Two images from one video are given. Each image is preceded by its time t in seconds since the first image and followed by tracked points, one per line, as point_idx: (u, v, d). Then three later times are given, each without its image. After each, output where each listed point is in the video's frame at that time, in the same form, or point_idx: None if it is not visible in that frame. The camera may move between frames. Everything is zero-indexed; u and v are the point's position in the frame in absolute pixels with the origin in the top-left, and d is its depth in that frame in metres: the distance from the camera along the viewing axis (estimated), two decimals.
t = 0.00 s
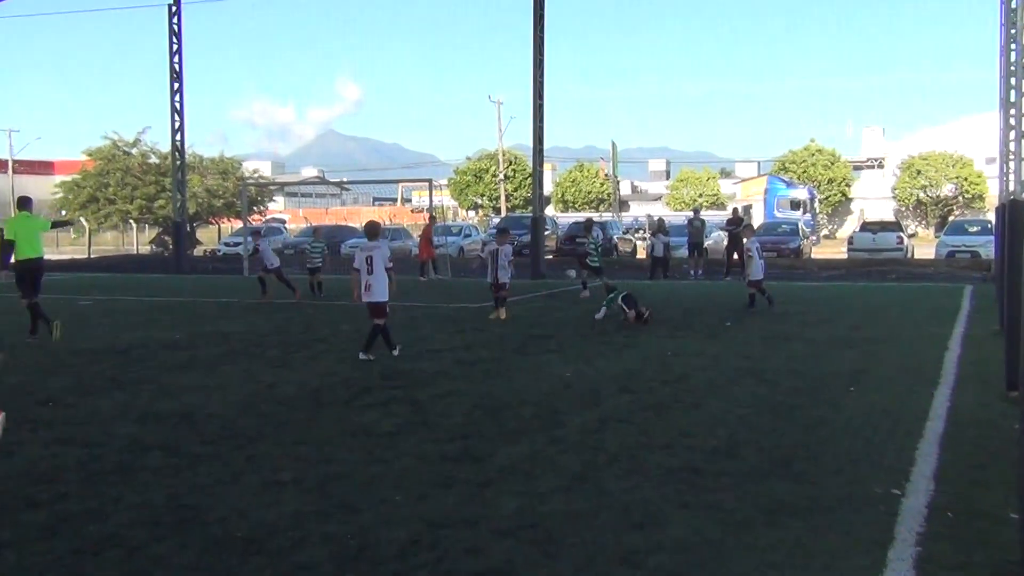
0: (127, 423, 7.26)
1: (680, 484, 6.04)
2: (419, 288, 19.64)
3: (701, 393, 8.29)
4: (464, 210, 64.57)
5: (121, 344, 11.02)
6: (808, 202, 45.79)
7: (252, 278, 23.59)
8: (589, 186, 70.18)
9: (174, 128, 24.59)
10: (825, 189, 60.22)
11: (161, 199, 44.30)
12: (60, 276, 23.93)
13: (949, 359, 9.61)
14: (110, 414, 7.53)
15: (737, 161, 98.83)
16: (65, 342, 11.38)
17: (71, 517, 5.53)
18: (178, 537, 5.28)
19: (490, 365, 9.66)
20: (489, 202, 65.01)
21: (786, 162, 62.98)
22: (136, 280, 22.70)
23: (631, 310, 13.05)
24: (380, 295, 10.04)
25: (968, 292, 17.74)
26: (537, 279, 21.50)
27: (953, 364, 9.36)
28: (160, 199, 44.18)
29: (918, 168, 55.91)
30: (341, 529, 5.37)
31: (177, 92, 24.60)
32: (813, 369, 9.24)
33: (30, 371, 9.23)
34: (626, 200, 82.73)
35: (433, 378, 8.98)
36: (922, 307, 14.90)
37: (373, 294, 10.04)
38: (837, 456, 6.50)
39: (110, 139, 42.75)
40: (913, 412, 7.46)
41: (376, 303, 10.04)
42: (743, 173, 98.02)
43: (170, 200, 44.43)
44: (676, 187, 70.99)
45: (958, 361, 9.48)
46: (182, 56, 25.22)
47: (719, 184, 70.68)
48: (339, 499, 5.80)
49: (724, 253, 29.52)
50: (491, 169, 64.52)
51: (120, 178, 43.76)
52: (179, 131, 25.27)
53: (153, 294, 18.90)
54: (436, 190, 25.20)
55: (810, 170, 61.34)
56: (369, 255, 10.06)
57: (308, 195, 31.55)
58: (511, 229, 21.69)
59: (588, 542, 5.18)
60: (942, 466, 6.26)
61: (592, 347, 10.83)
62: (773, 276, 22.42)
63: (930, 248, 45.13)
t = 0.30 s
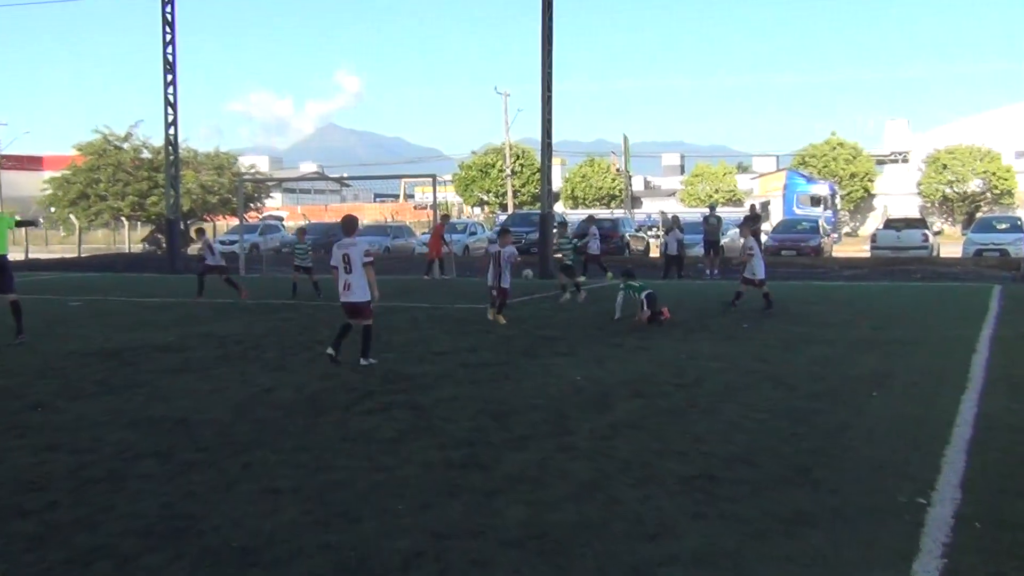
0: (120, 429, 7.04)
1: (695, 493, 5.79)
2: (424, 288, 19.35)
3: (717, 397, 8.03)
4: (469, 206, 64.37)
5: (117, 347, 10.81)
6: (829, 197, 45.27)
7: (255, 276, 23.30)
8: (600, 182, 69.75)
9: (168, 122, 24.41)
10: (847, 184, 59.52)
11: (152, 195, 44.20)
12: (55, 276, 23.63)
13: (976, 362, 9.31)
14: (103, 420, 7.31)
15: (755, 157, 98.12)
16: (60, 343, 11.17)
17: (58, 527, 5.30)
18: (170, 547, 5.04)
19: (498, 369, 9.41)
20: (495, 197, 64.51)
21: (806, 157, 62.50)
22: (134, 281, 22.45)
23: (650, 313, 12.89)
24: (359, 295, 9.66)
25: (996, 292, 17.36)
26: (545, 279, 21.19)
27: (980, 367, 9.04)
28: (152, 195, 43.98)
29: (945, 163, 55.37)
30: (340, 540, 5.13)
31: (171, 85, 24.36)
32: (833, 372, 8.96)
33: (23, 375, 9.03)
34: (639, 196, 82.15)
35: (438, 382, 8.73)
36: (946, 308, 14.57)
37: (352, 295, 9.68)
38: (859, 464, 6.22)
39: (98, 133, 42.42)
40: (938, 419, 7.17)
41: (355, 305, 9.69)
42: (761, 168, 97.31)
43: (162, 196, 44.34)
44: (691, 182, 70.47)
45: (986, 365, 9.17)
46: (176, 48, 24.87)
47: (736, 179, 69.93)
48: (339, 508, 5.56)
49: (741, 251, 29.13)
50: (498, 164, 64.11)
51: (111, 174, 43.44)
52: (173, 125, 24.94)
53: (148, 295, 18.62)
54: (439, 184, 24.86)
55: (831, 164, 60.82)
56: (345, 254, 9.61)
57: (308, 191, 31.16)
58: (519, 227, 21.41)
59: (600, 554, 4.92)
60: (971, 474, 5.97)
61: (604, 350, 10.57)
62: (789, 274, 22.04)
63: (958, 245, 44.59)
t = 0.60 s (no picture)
0: (118, 432, 6.92)
1: (705, 498, 5.64)
2: (429, 287, 19.20)
3: (727, 400, 7.89)
4: (476, 203, 64.10)
5: (117, 348, 10.72)
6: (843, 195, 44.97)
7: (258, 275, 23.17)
8: (608, 179, 69.52)
9: (164, 118, 24.34)
10: (862, 181, 59.20)
11: (151, 192, 44.10)
12: (56, 276, 23.54)
13: (993, 364, 9.14)
14: (102, 422, 7.19)
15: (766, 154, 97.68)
16: (59, 345, 11.07)
17: (53, 531, 5.18)
18: (167, 553, 4.92)
19: (504, 370, 9.27)
20: (501, 195, 64.34)
21: (820, 154, 62.20)
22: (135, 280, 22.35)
23: (647, 308, 13.19)
24: (327, 301, 9.50)
25: (1014, 291, 17.13)
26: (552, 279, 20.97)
27: (997, 370, 8.89)
28: (150, 193, 43.90)
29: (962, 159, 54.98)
30: (341, 546, 5.00)
31: (168, 80, 24.27)
32: (845, 375, 8.81)
33: (21, 377, 8.93)
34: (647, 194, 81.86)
35: (441, 384, 8.61)
36: (961, 307, 14.39)
37: (320, 301, 9.50)
38: (874, 468, 6.08)
39: (93, 130, 42.37)
40: (953, 421, 7.02)
41: (323, 311, 9.52)
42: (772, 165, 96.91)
43: (158, 194, 44.30)
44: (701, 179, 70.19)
45: (1002, 367, 9.02)
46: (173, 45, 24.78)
47: (747, 177, 69.60)
48: (341, 513, 5.44)
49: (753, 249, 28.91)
50: (504, 161, 63.94)
51: (106, 171, 43.32)
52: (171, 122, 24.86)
53: (149, 295, 18.52)
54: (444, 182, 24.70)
55: (845, 161, 60.49)
56: (311, 258, 9.45)
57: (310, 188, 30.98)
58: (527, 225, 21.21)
59: (607, 561, 4.79)
60: (989, 479, 5.82)
61: (611, 351, 10.43)
62: (802, 275, 21.77)
63: (976, 243, 44.30)
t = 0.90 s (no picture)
0: (126, 432, 6.94)
1: (713, 499, 5.64)
2: (436, 288, 19.22)
3: (735, 400, 7.89)
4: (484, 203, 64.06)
5: (124, 348, 10.74)
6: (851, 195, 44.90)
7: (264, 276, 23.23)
8: (615, 179, 69.49)
9: (173, 119, 24.39)
10: (870, 181, 59.08)
11: (159, 193, 44.08)
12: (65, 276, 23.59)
13: (1002, 364, 9.12)
14: (110, 423, 7.21)
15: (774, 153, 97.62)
16: (67, 345, 11.09)
17: (62, 531, 5.19)
18: (175, 553, 4.93)
19: (511, 371, 9.28)
20: (508, 195, 64.37)
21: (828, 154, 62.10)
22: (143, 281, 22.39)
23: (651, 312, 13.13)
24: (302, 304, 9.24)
25: None
26: (559, 279, 21.02)
27: (1006, 370, 8.86)
28: (158, 193, 43.93)
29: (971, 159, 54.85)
30: (349, 546, 5.00)
31: (177, 81, 24.31)
32: (854, 375, 8.80)
33: (30, 377, 8.96)
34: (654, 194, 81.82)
35: (449, 385, 8.61)
36: (969, 308, 14.36)
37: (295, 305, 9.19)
38: (882, 468, 6.06)
39: (101, 130, 42.43)
40: (961, 422, 7.01)
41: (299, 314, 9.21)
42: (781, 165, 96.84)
43: (166, 194, 44.35)
44: (709, 180, 70.16)
45: (1011, 367, 8.99)
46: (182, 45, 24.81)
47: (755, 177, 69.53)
48: (349, 513, 5.44)
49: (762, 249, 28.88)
50: (511, 161, 63.96)
51: (115, 171, 43.29)
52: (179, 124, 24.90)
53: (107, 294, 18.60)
54: (451, 182, 24.71)
55: (853, 161, 60.39)
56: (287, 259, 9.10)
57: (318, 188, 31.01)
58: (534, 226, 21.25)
59: (615, 561, 4.78)
60: (997, 480, 5.81)
61: (619, 351, 10.43)
62: (810, 275, 21.73)
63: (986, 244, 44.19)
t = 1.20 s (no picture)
0: (136, 431, 6.95)
1: (723, 499, 5.63)
2: (447, 288, 19.22)
3: (746, 401, 7.86)
4: (493, 203, 64.09)
5: (134, 348, 10.76)
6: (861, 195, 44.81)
7: (274, 276, 23.25)
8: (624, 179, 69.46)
9: (184, 119, 24.44)
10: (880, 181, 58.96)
11: (169, 193, 44.20)
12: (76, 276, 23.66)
13: (1014, 365, 9.09)
14: (121, 422, 7.21)
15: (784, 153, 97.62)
16: (79, 345, 11.10)
17: (73, 530, 5.19)
18: (185, 552, 4.93)
19: (521, 371, 9.27)
20: (518, 196, 64.43)
21: (838, 154, 62.01)
22: (154, 281, 22.41)
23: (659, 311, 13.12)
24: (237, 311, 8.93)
25: None
26: (568, 279, 20.98)
27: (1017, 371, 8.82)
28: (169, 193, 44.05)
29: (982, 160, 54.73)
30: (359, 546, 5.00)
31: (187, 81, 24.35)
32: (865, 375, 8.77)
33: (41, 376, 8.98)
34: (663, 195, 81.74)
35: (458, 385, 8.61)
36: (982, 308, 14.30)
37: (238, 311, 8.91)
38: (895, 470, 6.04)
39: (112, 130, 42.48)
40: (973, 423, 6.98)
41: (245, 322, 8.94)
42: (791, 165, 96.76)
43: (177, 194, 44.46)
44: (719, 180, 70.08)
45: (1022, 369, 8.95)
46: (192, 45, 24.84)
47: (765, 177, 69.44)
48: (359, 514, 5.44)
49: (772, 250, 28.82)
50: (521, 162, 63.98)
51: (126, 171, 43.39)
52: (190, 124, 24.92)
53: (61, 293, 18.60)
54: (460, 182, 24.68)
55: (863, 162, 60.30)
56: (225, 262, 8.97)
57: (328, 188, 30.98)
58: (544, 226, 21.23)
59: (624, 562, 4.77)
60: (1009, 482, 5.78)
61: (629, 352, 10.41)
62: (821, 276, 21.66)
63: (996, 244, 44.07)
